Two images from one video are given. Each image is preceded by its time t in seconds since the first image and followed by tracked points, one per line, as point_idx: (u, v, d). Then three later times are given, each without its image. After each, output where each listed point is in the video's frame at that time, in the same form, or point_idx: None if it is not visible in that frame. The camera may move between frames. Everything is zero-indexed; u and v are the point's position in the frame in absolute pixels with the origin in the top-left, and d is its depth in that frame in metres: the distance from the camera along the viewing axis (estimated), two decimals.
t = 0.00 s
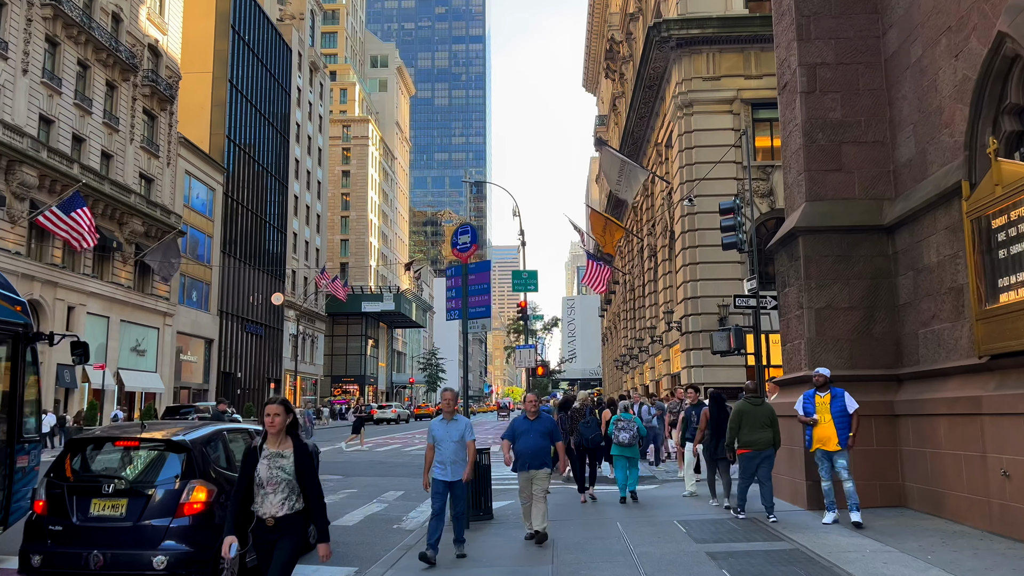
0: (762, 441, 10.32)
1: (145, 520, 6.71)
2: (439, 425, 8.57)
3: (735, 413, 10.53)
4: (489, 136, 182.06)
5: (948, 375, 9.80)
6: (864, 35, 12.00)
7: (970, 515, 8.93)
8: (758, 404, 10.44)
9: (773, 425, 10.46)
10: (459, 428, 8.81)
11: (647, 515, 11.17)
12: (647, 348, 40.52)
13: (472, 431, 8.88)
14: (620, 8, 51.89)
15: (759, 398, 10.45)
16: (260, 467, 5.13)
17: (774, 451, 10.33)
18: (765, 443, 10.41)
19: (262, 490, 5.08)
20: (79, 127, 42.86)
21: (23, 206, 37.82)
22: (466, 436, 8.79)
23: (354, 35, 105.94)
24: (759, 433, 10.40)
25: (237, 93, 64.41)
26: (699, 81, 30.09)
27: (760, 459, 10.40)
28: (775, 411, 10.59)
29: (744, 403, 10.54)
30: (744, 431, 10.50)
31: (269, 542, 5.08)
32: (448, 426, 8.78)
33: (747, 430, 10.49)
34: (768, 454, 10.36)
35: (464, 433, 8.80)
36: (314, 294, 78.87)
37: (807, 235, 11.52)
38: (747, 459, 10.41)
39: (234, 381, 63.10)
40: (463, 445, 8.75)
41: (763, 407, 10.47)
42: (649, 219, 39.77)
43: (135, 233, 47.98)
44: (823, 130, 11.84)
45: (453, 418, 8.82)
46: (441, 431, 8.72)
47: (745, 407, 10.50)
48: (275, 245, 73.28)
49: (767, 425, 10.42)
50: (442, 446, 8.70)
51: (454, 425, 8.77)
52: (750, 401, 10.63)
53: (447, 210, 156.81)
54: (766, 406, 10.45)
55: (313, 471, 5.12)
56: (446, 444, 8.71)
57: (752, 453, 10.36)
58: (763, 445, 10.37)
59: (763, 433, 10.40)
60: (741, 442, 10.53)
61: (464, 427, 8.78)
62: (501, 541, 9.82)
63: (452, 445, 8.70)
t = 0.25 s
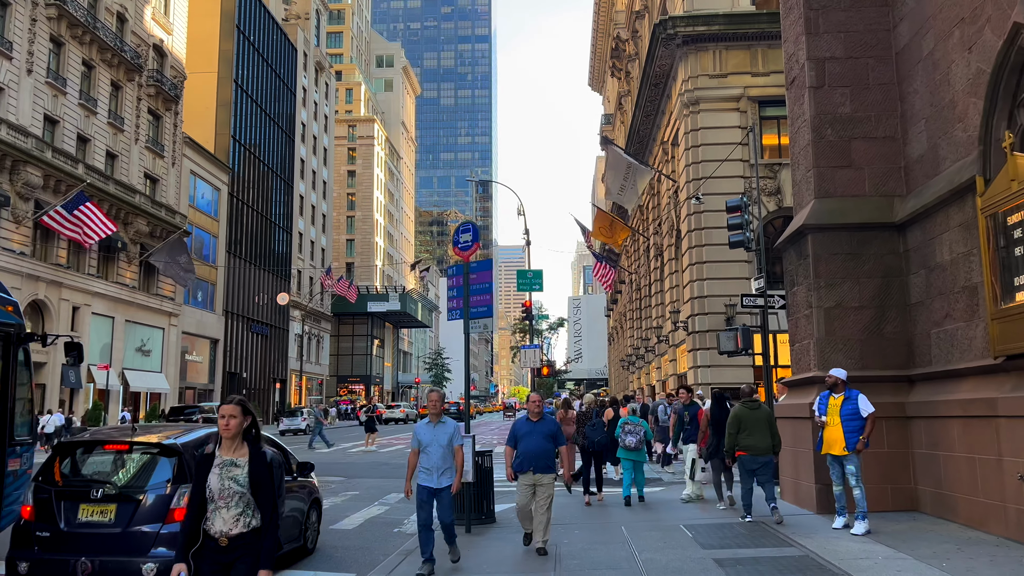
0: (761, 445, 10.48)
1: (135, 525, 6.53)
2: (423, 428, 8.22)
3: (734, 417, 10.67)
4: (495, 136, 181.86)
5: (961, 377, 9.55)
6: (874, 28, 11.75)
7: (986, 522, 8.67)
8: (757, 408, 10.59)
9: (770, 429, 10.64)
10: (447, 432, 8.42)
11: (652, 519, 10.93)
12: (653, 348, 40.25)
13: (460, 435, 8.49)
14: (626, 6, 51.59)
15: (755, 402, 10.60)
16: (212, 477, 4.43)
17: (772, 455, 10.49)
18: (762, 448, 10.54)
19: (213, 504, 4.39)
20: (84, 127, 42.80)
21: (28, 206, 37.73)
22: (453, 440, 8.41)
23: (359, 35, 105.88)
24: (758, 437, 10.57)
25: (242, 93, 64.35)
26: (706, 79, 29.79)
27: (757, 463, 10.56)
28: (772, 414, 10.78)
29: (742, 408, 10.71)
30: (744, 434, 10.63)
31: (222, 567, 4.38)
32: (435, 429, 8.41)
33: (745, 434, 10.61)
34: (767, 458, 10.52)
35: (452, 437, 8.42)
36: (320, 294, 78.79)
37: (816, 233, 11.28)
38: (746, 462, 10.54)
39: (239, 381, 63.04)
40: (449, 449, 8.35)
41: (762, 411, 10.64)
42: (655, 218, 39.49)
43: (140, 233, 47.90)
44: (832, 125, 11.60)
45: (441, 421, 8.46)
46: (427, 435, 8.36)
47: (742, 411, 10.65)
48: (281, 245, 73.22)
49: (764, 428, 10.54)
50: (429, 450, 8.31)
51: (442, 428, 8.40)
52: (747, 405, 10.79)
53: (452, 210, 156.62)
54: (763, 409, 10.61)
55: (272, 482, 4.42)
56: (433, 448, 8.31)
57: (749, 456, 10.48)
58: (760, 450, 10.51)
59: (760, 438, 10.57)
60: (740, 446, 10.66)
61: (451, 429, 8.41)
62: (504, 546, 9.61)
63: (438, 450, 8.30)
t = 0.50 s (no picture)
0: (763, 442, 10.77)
1: (125, 526, 6.35)
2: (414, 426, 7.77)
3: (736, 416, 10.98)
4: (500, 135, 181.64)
5: (975, 374, 9.32)
6: (886, 19, 11.50)
7: (1004, 523, 8.42)
8: (758, 406, 10.93)
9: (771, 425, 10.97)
10: (439, 433, 7.96)
11: (658, 519, 10.72)
12: (659, 347, 40.02)
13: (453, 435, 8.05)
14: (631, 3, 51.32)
15: (756, 399, 10.96)
16: (157, 490, 4.03)
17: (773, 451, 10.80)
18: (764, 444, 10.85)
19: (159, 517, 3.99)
20: (89, 126, 42.76)
21: (33, 206, 37.69)
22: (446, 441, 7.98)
23: (365, 35, 105.81)
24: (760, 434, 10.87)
25: (248, 93, 64.30)
26: (712, 75, 29.54)
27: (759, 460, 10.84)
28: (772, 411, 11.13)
29: (744, 407, 11.04)
30: (745, 431, 10.94)
31: None
32: (427, 428, 7.97)
33: (748, 430, 10.93)
34: (769, 455, 10.81)
35: (444, 438, 7.96)
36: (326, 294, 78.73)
37: (826, 228, 11.03)
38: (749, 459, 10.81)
39: (245, 381, 63.00)
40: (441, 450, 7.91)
41: (763, 409, 10.99)
42: (662, 216, 39.25)
43: (145, 232, 47.84)
44: (842, 118, 11.36)
45: (434, 420, 8.02)
46: (418, 434, 7.91)
47: (744, 408, 10.99)
48: (286, 245, 73.19)
49: (766, 425, 10.88)
50: (420, 450, 7.88)
51: (435, 427, 7.96)
52: (748, 404, 11.13)
53: (458, 210, 156.50)
54: (764, 407, 10.98)
55: (224, 493, 4.03)
56: (424, 449, 7.89)
57: (753, 453, 10.77)
58: (763, 447, 10.81)
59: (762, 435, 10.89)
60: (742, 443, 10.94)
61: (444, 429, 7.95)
62: (507, 547, 9.43)
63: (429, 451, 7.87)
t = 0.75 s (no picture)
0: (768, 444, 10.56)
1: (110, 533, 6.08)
2: (408, 428, 7.24)
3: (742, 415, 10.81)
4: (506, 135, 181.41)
5: (993, 373, 9.03)
6: (899, 9, 11.22)
7: None
8: (765, 407, 10.74)
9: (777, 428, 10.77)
10: (434, 435, 7.38)
11: (665, 522, 10.45)
12: (666, 347, 39.73)
13: (451, 439, 7.42)
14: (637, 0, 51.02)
15: (764, 400, 10.79)
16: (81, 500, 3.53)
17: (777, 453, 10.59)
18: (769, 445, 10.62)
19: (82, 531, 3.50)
20: (93, 125, 42.67)
21: (37, 205, 37.61)
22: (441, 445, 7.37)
23: (370, 34, 105.70)
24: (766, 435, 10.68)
25: (252, 91, 64.19)
26: (719, 72, 29.24)
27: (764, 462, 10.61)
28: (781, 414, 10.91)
29: (751, 407, 10.86)
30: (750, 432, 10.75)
31: None
32: (421, 430, 7.39)
33: (753, 431, 10.73)
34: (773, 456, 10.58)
35: (440, 440, 7.36)
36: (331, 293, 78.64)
37: (838, 223, 10.76)
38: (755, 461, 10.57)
39: (250, 380, 62.90)
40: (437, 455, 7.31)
41: (770, 410, 10.80)
42: (668, 214, 38.96)
43: (150, 231, 47.75)
44: (854, 110, 11.08)
45: (429, 422, 7.48)
46: (411, 437, 7.34)
47: (750, 409, 10.82)
48: (292, 244, 73.10)
49: (771, 427, 10.67)
50: (413, 454, 7.27)
51: (430, 429, 7.38)
52: (757, 405, 10.95)
53: (464, 209, 156.38)
54: (771, 409, 10.80)
55: (162, 503, 3.56)
56: (417, 453, 7.28)
57: (759, 455, 10.56)
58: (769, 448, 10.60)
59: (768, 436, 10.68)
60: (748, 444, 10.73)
61: (440, 433, 7.36)
62: (512, 551, 9.20)
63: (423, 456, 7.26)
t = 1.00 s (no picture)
0: (771, 440, 10.70)
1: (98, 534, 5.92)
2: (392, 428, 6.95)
3: (747, 411, 10.86)
4: (510, 133, 181.12)
5: (1005, 372, 8.81)
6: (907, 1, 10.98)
7: None
8: (769, 403, 10.82)
9: (780, 424, 10.87)
10: (419, 436, 7.07)
11: (668, 524, 10.24)
12: (671, 345, 39.50)
13: (438, 437, 7.15)
14: None
15: (768, 397, 10.84)
16: None
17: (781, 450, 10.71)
18: (771, 442, 10.77)
19: None
20: (96, 124, 42.56)
21: (39, 203, 37.49)
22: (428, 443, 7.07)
23: (374, 32, 105.54)
24: (768, 432, 10.78)
25: (256, 90, 64.07)
26: (724, 68, 28.97)
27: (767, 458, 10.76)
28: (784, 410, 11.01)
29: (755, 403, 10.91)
30: (753, 429, 10.84)
31: None
32: (405, 431, 7.08)
33: (756, 428, 10.84)
34: (776, 453, 10.73)
35: (425, 441, 7.05)
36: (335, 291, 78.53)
37: (846, 218, 10.54)
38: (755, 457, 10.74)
39: (253, 380, 62.82)
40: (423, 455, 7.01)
41: (773, 407, 10.88)
42: (672, 212, 38.68)
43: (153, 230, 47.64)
44: (861, 104, 10.85)
45: (415, 421, 7.16)
46: (395, 437, 7.04)
47: (754, 406, 10.88)
48: (295, 243, 72.98)
49: (774, 423, 10.78)
50: (398, 456, 6.96)
51: (417, 429, 7.09)
52: (760, 401, 11.00)
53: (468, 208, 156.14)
54: (775, 405, 10.87)
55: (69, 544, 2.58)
56: (402, 454, 6.96)
57: (760, 451, 10.73)
58: (771, 444, 10.74)
59: (771, 432, 10.78)
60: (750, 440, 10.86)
61: (426, 429, 7.10)
62: (512, 554, 9.01)
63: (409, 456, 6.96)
